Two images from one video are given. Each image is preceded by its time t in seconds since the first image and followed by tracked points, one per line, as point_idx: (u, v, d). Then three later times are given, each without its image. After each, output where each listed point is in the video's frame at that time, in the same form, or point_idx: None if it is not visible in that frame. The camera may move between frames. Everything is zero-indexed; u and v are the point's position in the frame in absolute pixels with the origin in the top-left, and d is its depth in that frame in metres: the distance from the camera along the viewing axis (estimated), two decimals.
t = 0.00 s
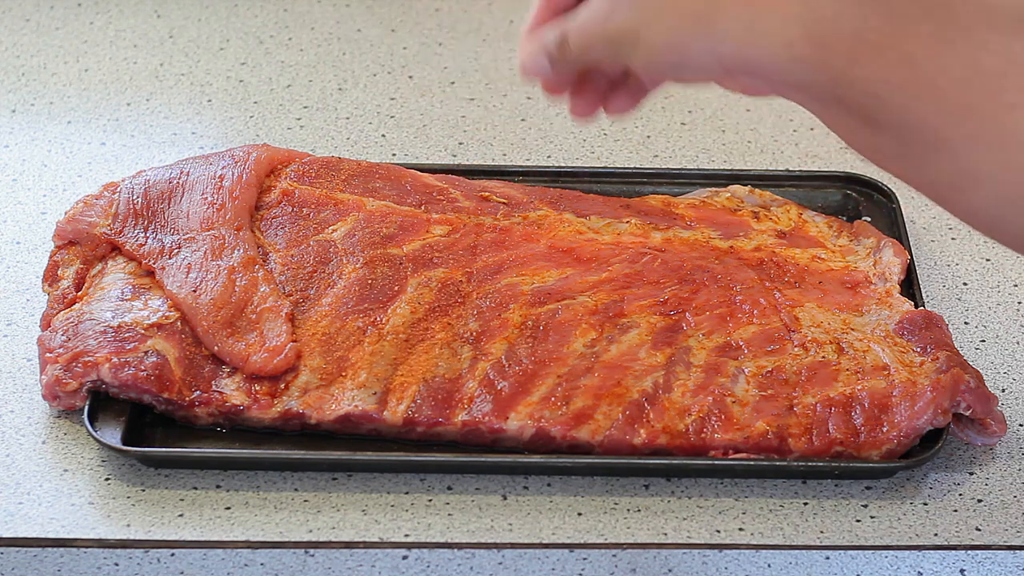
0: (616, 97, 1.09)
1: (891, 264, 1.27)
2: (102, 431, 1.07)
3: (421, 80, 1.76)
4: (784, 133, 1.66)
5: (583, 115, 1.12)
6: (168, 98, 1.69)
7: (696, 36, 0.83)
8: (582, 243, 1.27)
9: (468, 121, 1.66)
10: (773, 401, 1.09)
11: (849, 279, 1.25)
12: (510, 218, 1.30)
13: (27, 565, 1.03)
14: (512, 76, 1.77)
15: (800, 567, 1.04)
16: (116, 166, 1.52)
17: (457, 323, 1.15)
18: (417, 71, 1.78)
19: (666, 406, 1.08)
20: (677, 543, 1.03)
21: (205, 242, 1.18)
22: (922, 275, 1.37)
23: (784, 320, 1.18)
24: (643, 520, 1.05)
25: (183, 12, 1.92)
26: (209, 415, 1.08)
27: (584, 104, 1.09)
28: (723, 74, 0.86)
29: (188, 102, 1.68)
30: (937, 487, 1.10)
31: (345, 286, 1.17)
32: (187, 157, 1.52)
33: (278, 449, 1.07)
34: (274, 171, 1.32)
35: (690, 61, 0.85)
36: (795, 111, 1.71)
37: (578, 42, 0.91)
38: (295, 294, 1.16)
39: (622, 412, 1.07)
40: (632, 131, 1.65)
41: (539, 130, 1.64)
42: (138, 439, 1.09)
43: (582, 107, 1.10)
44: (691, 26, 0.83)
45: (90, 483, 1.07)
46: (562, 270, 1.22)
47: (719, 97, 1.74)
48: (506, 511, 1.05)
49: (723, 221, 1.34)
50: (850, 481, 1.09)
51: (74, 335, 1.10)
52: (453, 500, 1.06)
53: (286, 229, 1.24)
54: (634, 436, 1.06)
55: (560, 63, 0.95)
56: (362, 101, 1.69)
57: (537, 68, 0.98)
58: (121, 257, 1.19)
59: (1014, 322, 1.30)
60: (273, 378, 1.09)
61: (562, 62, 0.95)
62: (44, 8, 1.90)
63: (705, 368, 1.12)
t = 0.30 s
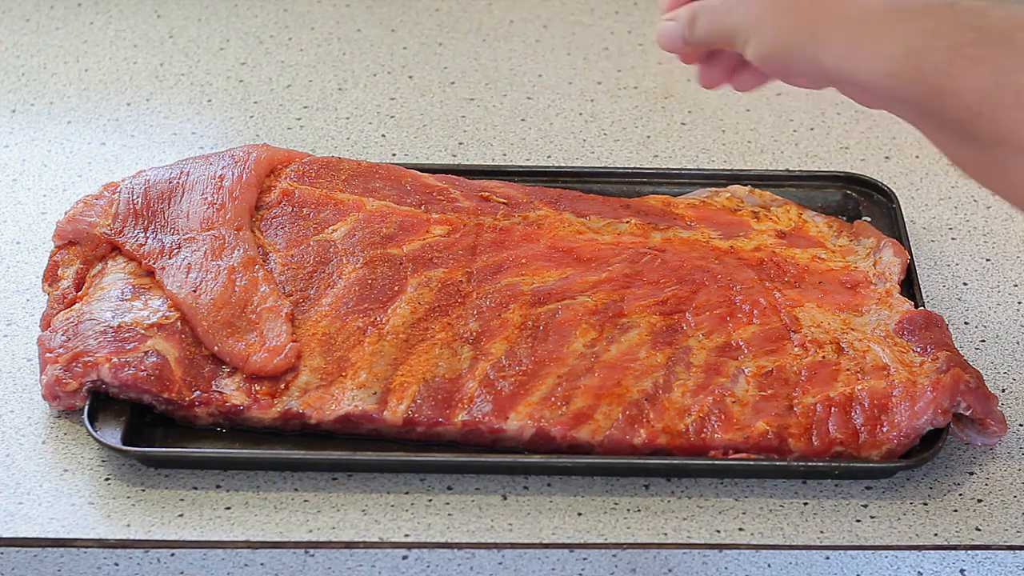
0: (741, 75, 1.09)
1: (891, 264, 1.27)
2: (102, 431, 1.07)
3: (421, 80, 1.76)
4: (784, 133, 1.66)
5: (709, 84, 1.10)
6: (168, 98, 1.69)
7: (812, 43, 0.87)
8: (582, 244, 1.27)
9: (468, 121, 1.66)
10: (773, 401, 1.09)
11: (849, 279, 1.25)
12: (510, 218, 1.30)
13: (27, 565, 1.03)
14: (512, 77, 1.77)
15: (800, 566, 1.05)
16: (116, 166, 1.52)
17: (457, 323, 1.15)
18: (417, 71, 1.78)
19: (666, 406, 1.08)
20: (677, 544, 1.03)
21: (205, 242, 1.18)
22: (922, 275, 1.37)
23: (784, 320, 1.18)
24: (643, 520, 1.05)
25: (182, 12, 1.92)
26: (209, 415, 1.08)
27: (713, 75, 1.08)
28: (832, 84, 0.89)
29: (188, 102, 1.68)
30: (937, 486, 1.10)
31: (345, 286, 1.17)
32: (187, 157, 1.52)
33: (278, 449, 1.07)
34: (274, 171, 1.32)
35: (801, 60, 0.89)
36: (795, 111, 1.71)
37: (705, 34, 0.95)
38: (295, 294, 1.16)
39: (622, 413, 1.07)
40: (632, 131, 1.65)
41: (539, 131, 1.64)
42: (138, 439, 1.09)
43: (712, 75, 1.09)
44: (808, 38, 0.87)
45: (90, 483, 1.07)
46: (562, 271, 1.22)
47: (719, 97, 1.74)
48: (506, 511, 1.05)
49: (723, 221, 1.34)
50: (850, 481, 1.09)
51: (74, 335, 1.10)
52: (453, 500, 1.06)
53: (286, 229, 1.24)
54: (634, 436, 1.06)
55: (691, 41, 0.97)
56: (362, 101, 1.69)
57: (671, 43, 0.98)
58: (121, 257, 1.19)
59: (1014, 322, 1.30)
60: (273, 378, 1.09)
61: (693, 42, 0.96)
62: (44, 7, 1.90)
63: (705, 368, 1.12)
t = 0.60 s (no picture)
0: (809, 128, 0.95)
1: (891, 264, 1.27)
2: (102, 431, 1.07)
3: (421, 80, 1.76)
4: (784, 133, 1.66)
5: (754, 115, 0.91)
6: (168, 98, 1.69)
7: (943, 157, 0.84)
8: (582, 243, 1.27)
9: (468, 121, 1.66)
10: (773, 401, 1.09)
11: (849, 279, 1.24)
12: (511, 218, 1.30)
13: (27, 564, 1.03)
14: (512, 76, 1.77)
15: (800, 566, 1.05)
16: (116, 166, 1.52)
17: (457, 323, 1.15)
18: (417, 71, 1.78)
19: (666, 406, 1.08)
20: (677, 544, 1.03)
21: (205, 242, 1.18)
22: (922, 275, 1.37)
23: (784, 320, 1.18)
24: (643, 520, 1.05)
25: (183, 12, 1.92)
26: (209, 415, 1.08)
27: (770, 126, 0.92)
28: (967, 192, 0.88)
29: (188, 102, 1.68)
30: (937, 486, 1.10)
31: (345, 286, 1.17)
32: (187, 157, 1.52)
33: (278, 449, 1.07)
34: (273, 171, 1.32)
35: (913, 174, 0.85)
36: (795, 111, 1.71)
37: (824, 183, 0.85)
38: (295, 294, 1.16)
39: (622, 412, 1.07)
40: (632, 131, 1.65)
41: (539, 130, 1.64)
42: (138, 439, 1.09)
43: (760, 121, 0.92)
44: (934, 151, 0.84)
45: (90, 483, 1.07)
46: (562, 270, 1.22)
47: (719, 97, 1.74)
48: (506, 511, 1.05)
49: (723, 221, 1.34)
50: (851, 481, 1.09)
51: (74, 335, 1.10)
52: (453, 500, 1.06)
53: (286, 229, 1.24)
54: (634, 436, 1.06)
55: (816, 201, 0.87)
56: (362, 101, 1.69)
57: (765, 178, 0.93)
58: (121, 257, 1.20)
59: (1014, 322, 1.30)
60: (273, 378, 1.09)
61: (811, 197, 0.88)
62: (44, 8, 1.90)
63: (705, 368, 1.12)
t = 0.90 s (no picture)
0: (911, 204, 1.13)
1: (891, 264, 1.27)
2: (102, 431, 1.07)
3: (421, 80, 1.76)
4: (784, 133, 1.66)
5: None
6: (168, 98, 1.69)
7: None
8: (582, 244, 1.27)
9: (468, 121, 1.66)
10: (773, 401, 1.09)
11: (849, 279, 1.24)
12: (511, 218, 1.30)
13: (27, 565, 1.04)
14: (512, 77, 1.77)
15: (800, 567, 1.06)
16: (117, 166, 1.52)
17: (457, 323, 1.15)
18: (417, 71, 1.78)
19: (666, 406, 1.08)
20: (677, 544, 1.03)
21: (205, 242, 1.18)
22: (922, 275, 1.37)
23: (784, 320, 1.18)
24: (643, 520, 1.05)
25: (183, 12, 1.92)
26: (209, 415, 1.08)
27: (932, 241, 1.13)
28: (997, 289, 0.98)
29: (188, 102, 1.68)
30: (936, 486, 1.10)
31: (345, 286, 1.17)
32: (187, 157, 1.52)
33: (278, 449, 1.07)
34: (273, 171, 1.32)
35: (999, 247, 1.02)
36: (795, 111, 1.71)
37: None
38: (295, 294, 1.16)
39: (622, 412, 1.07)
40: (632, 131, 1.65)
41: (539, 131, 1.64)
42: (138, 439, 1.09)
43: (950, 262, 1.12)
44: None
45: (90, 483, 1.07)
46: (562, 270, 1.22)
47: (719, 97, 1.74)
48: (505, 511, 1.05)
49: (723, 221, 1.34)
50: (850, 481, 1.09)
51: (74, 335, 1.10)
52: (453, 500, 1.06)
53: (286, 229, 1.24)
54: (634, 436, 1.06)
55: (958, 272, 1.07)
56: (362, 101, 1.69)
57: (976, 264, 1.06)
58: (121, 257, 1.19)
59: (1015, 322, 1.30)
60: (273, 378, 1.09)
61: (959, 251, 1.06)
62: (44, 8, 1.90)
63: (705, 368, 1.12)
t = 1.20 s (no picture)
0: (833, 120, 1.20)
1: (890, 264, 1.27)
2: (102, 431, 1.07)
3: (421, 80, 1.76)
4: (784, 133, 1.66)
5: None
6: (168, 98, 1.69)
7: None
8: (582, 244, 1.27)
9: (468, 121, 1.66)
10: (773, 401, 1.09)
11: (849, 279, 1.24)
12: (511, 218, 1.30)
13: (28, 564, 1.04)
14: (512, 77, 1.77)
15: (800, 566, 1.06)
16: (116, 166, 1.52)
17: (457, 323, 1.15)
18: (417, 71, 1.78)
19: (666, 406, 1.08)
20: (677, 544, 1.03)
21: (205, 242, 1.18)
22: (922, 275, 1.37)
23: (784, 320, 1.18)
24: (643, 520, 1.05)
25: (183, 12, 1.92)
26: (209, 415, 1.08)
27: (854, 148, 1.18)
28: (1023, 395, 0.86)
29: (188, 102, 1.68)
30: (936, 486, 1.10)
31: (345, 286, 1.17)
32: (187, 157, 1.52)
33: (278, 449, 1.07)
34: (274, 171, 1.32)
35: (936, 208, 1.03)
36: (795, 111, 1.71)
37: None
38: (295, 294, 1.16)
39: (622, 412, 1.07)
40: (632, 131, 1.65)
41: (539, 131, 1.64)
42: (138, 439, 1.09)
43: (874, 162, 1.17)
44: None
45: (90, 483, 1.07)
46: (562, 270, 1.22)
47: (719, 97, 1.74)
48: (506, 511, 1.05)
49: (723, 221, 1.34)
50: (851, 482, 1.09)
51: (74, 335, 1.10)
52: (453, 500, 1.06)
53: (287, 229, 1.24)
54: (634, 436, 1.06)
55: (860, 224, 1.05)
56: (362, 101, 1.69)
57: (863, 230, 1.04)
58: (121, 256, 1.19)
59: (1014, 322, 1.30)
60: (273, 378, 1.09)
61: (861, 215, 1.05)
62: (44, 8, 1.91)
63: (705, 368, 1.12)
